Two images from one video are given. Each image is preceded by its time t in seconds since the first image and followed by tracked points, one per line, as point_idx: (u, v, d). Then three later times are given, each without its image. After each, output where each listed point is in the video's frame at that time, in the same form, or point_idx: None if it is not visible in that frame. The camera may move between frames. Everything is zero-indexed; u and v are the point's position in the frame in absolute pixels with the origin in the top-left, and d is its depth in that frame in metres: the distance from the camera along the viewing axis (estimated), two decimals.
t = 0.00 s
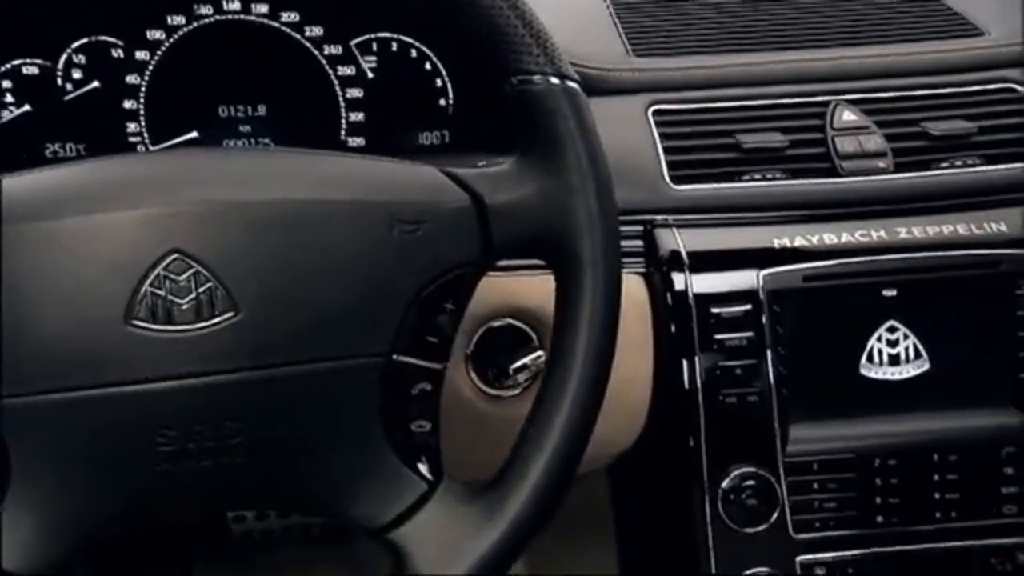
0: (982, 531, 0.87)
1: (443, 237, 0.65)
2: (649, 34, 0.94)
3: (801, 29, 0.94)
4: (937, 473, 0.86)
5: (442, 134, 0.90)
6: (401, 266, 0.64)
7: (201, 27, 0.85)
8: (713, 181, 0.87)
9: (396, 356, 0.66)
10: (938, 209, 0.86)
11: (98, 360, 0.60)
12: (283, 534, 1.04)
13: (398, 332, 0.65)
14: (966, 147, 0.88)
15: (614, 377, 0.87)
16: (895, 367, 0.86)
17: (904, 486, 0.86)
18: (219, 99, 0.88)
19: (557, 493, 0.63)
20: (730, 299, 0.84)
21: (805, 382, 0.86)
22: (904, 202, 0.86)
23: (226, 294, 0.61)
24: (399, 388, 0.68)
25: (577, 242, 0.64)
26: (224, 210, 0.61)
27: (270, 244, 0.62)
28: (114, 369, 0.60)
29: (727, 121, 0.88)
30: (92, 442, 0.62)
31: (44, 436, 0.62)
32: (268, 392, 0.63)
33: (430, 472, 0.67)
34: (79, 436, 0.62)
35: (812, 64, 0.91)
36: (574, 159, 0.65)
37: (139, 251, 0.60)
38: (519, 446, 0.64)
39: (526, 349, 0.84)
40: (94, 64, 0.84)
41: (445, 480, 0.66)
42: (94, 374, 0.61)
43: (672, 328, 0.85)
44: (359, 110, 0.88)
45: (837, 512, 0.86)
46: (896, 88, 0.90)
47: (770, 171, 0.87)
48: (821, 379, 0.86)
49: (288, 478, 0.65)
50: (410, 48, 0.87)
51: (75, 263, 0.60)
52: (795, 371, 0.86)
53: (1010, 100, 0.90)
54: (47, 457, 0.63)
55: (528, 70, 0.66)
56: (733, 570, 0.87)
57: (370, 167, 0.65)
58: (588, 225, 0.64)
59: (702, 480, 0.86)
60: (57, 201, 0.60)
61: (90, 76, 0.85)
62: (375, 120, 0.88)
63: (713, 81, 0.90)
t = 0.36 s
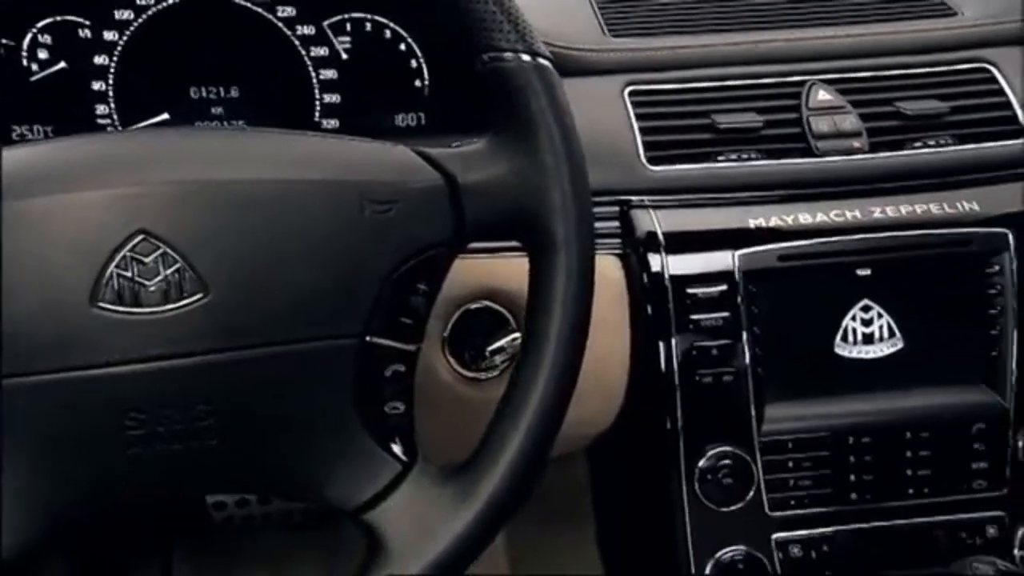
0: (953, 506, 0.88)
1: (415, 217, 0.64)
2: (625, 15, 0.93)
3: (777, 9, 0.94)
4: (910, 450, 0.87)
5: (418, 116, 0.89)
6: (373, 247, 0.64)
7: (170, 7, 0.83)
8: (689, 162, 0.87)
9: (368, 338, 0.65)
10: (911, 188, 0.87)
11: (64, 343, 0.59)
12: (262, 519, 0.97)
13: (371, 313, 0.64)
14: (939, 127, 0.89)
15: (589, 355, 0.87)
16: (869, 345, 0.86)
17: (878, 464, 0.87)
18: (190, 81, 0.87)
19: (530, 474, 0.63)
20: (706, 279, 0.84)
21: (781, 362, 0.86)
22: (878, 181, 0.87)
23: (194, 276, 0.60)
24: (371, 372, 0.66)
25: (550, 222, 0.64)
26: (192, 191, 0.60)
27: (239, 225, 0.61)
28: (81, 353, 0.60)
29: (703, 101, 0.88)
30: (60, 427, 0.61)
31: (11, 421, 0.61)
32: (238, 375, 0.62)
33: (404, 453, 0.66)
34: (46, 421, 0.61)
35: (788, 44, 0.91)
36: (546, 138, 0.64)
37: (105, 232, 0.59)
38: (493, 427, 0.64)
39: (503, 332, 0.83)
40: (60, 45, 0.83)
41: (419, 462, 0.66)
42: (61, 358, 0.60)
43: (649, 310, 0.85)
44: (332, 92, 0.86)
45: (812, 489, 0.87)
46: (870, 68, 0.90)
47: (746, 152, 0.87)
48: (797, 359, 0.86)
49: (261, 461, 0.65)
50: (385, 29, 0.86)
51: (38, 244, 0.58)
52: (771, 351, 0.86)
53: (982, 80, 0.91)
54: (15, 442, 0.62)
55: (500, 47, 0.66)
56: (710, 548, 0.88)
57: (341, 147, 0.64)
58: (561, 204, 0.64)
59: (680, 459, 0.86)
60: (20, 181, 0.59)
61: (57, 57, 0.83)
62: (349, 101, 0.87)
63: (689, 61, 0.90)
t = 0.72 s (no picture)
0: (923, 483, 0.89)
1: (383, 199, 0.64)
2: None
3: None
4: (880, 429, 0.88)
5: (391, 100, 0.88)
6: (339, 229, 0.63)
7: None
8: (662, 145, 0.86)
9: (337, 322, 0.65)
10: (882, 169, 0.87)
11: (25, 329, 0.58)
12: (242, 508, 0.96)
13: (340, 296, 0.64)
14: (909, 109, 0.89)
15: (560, 336, 0.87)
16: (841, 326, 0.87)
17: (849, 444, 0.88)
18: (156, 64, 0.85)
19: (501, 457, 0.63)
20: (679, 262, 0.84)
21: (754, 344, 0.86)
22: (848, 163, 0.87)
23: (158, 260, 0.59)
24: (342, 356, 0.67)
25: (520, 204, 0.64)
26: (155, 173, 0.59)
27: (204, 208, 0.60)
28: (43, 339, 0.59)
29: (676, 83, 0.88)
30: (22, 415, 0.60)
31: None
32: (205, 359, 0.61)
33: (375, 437, 0.66)
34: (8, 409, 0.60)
35: (761, 26, 0.90)
36: (515, 119, 0.64)
37: (66, 217, 0.58)
38: (464, 410, 0.63)
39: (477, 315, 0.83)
40: (22, 27, 0.81)
41: (390, 446, 0.65)
42: (22, 344, 0.59)
43: (623, 294, 0.85)
44: (302, 76, 0.85)
45: (785, 469, 0.87)
46: (842, 50, 0.91)
47: (718, 134, 0.87)
48: (769, 341, 0.86)
49: (228, 448, 0.64)
50: (355, 10, 0.84)
51: None
52: (743, 333, 0.86)
53: (951, 61, 0.91)
54: None
55: (468, 27, 0.65)
56: (685, 529, 0.88)
57: (308, 129, 0.63)
58: (531, 186, 0.63)
59: (654, 440, 0.87)
60: None
61: (19, 40, 0.81)
62: (320, 85, 0.85)
63: (662, 44, 0.89)
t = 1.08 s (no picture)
0: (896, 462, 0.90)
1: (352, 179, 0.63)
2: None
3: None
4: (853, 409, 0.88)
5: (364, 83, 0.86)
6: (307, 211, 0.62)
7: None
8: (636, 126, 0.86)
9: (307, 304, 0.64)
10: (855, 150, 0.88)
11: None
12: (220, 499, 0.93)
13: (309, 278, 0.63)
14: (882, 89, 0.89)
15: (535, 319, 0.87)
16: (815, 307, 0.87)
17: (823, 424, 0.88)
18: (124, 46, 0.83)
19: (473, 440, 0.62)
20: (653, 243, 0.84)
21: (729, 326, 0.86)
22: (822, 143, 0.87)
23: (121, 242, 0.58)
24: (310, 338, 0.65)
25: (490, 184, 0.63)
26: (118, 154, 0.58)
27: (168, 189, 0.59)
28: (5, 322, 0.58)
29: (650, 64, 0.87)
30: None
31: None
32: (171, 342, 0.60)
33: (346, 420, 0.66)
34: None
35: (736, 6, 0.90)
36: (485, 98, 0.63)
37: (27, 198, 0.57)
38: (435, 394, 0.63)
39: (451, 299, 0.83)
40: None
41: (361, 430, 0.65)
42: None
43: (598, 277, 0.85)
44: (274, 57, 0.84)
45: (759, 449, 0.88)
46: (816, 31, 0.90)
47: (693, 115, 0.87)
48: (744, 322, 0.86)
49: (197, 433, 0.63)
50: None
51: None
52: (718, 315, 0.86)
53: (924, 42, 0.91)
54: None
55: (437, 5, 0.65)
56: (661, 510, 0.88)
57: (276, 109, 0.62)
58: (502, 166, 0.63)
59: (630, 422, 0.87)
60: None
61: None
62: (292, 67, 0.84)
63: (637, 23, 0.89)
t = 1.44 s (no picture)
0: (866, 441, 0.91)
1: (317, 161, 0.62)
2: None
3: None
4: (824, 389, 0.89)
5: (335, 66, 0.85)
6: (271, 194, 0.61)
7: None
8: (608, 108, 0.86)
9: (273, 289, 0.64)
10: (825, 131, 0.88)
11: None
12: (197, 487, 0.95)
13: (274, 262, 0.63)
14: (852, 71, 0.89)
15: (508, 304, 0.87)
16: (786, 288, 0.87)
17: (795, 404, 0.89)
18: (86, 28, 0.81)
19: (442, 423, 0.62)
20: (625, 226, 0.84)
21: (701, 308, 0.87)
22: (793, 125, 0.87)
23: (79, 226, 0.57)
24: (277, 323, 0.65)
25: (457, 166, 0.62)
26: (75, 136, 0.57)
27: (128, 173, 0.58)
28: None
29: (622, 46, 0.87)
30: None
31: None
32: (134, 328, 0.60)
33: (314, 405, 0.65)
34: None
35: None
36: (451, 79, 0.62)
37: None
38: (404, 379, 0.62)
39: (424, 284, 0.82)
40: None
41: (329, 415, 0.64)
42: None
43: (570, 262, 0.85)
44: (242, 40, 0.82)
45: (732, 431, 0.88)
46: (787, 12, 0.90)
47: (665, 97, 0.86)
48: (716, 304, 0.87)
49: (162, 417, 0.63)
50: None
51: None
52: (691, 297, 0.86)
53: (894, 23, 0.91)
54: None
55: None
56: (636, 492, 0.89)
57: (238, 90, 0.61)
58: (468, 146, 0.62)
59: (602, 405, 0.87)
60: None
61: None
62: (260, 50, 0.82)
63: (608, 5, 0.88)
